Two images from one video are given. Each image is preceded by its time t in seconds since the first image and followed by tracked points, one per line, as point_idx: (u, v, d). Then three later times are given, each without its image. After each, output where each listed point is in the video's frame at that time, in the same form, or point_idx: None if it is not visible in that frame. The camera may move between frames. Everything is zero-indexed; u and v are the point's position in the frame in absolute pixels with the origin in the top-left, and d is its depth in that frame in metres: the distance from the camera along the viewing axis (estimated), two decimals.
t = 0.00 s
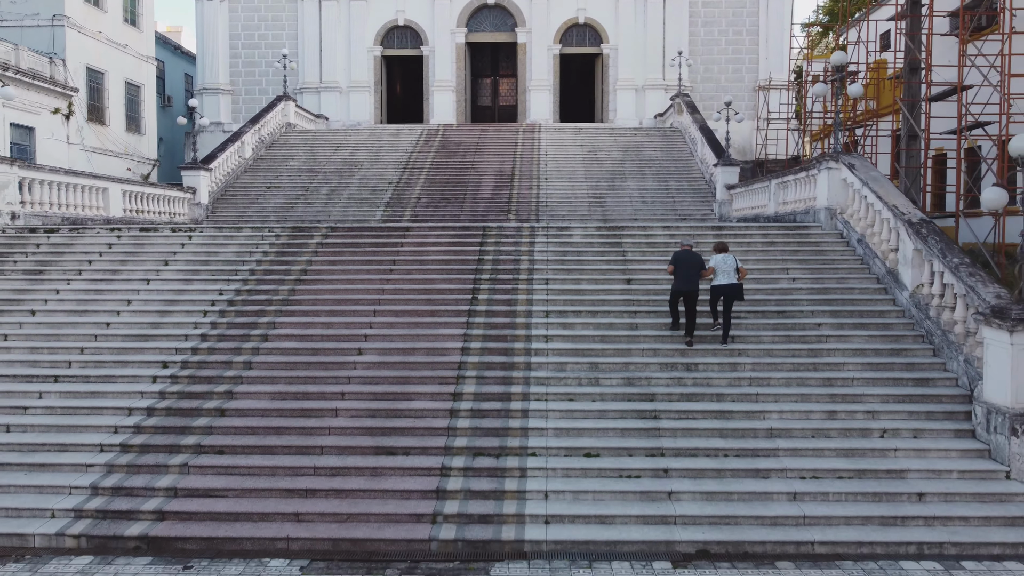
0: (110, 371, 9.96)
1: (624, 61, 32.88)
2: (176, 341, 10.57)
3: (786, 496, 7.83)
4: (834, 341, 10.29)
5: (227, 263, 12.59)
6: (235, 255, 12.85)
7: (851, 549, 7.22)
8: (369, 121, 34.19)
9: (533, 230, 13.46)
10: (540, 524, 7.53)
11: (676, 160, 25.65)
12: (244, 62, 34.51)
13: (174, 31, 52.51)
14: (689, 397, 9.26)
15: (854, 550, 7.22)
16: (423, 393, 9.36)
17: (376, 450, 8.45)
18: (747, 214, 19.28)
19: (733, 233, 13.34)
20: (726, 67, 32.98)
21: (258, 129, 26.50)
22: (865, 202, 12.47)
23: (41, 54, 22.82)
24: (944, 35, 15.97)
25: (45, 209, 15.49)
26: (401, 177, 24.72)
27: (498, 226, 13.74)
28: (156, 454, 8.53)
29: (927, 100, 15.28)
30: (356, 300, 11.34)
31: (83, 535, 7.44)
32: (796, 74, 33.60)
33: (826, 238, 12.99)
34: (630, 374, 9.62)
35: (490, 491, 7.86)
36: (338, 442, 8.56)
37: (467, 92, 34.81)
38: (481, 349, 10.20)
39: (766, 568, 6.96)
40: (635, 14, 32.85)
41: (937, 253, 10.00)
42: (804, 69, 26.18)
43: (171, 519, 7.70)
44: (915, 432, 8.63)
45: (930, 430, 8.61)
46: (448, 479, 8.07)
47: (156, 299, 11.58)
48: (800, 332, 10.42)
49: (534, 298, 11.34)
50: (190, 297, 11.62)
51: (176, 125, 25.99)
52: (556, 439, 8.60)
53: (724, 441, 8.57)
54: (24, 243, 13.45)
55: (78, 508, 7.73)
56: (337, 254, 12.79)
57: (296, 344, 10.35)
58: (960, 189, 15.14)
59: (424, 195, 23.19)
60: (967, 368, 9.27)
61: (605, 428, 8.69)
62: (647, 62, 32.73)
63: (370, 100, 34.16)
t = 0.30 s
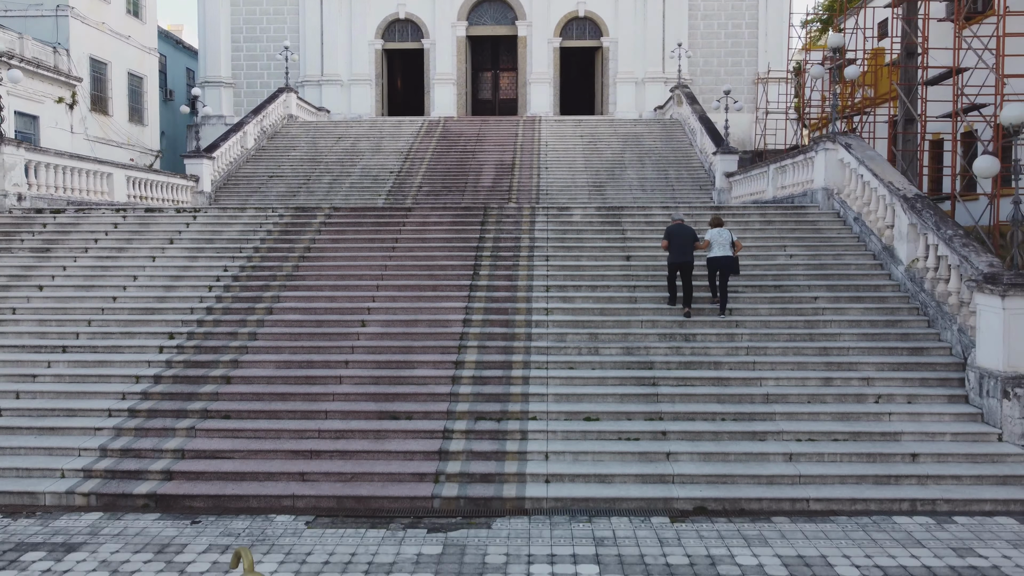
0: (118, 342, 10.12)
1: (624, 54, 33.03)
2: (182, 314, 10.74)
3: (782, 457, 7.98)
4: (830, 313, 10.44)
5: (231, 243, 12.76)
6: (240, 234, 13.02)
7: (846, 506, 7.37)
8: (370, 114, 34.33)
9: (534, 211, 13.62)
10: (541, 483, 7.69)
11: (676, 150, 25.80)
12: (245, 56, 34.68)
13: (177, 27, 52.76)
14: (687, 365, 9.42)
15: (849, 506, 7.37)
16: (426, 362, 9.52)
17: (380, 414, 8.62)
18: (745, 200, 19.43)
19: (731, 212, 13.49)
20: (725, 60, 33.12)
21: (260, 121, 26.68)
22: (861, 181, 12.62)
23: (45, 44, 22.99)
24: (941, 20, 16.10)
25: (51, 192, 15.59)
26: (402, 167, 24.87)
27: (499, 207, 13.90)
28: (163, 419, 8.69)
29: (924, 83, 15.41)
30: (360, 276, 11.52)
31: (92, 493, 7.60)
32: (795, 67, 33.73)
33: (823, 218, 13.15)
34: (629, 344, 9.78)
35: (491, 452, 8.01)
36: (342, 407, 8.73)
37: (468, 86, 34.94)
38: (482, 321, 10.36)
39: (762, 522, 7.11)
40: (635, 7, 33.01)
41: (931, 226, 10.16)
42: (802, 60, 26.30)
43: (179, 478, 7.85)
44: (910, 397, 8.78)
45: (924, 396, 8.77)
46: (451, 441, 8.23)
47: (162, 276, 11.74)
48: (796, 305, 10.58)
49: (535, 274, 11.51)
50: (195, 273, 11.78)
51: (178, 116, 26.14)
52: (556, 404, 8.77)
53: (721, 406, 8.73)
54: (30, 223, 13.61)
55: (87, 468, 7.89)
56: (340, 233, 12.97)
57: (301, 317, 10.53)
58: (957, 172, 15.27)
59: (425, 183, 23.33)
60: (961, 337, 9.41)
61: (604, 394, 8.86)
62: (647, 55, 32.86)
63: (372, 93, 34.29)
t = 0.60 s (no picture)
0: (120, 314, 10.17)
1: (624, 46, 33.02)
2: (185, 288, 10.78)
3: (781, 421, 8.03)
4: (829, 286, 10.48)
5: (233, 221, 12.80)
6: (241, 213, 13.07)
7: (845, 466, 7.41)
8: (371, 106, 34.35)
9: (534, 190, 13.66)
10: (541, 445, 7.74)
11: (676, 139, 25.82)
12: (246, 48, 34.71)
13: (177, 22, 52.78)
14: (686, 335, 9.48)
15: (847, 467, 7.41)
16: (427, 332, 9.59)
17: (381, 380, 8.68)
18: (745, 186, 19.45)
19: (731, 192, 13.53)
20: (724, 53, 33.10)
21: (261, 110, 26.71)
22: (860, 159, 12.67)
23: (47, 32, 23.03)
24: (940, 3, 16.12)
25: (53, 174, 15.63)
26: (403, 156, 24.89)
27: (500, 187, 13.93)
28: (166, 385, 8.74)
29: (924, 66, 15.42)
30: (361, 252, 11.57)
31: (96, 454, 7.64)
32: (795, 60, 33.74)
33: (823, 197, 13.20)
34: (630, 315, 9.83)
35: (492, 415, 8.09)
36: (344, 374, 8.80)
37: (468, 78, 34.96)
38: (483, 294, 10.42)
39: (761, 481, 7.16)
40: None
41: (930, 199, 10.21)
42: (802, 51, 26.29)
43: (182, 441, 7.90)
44: (909, 365, 8.83)
45: (923, 363, 8.82)
46: (452, 406, 8.30)
47: (164, 252, 11.79)
48: (796, 279, 10.62)
49: (535, 250, 11.55)
50: (197, 249, 11.82)
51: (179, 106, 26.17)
52: (556, 371, 8.84)
53: (721, 373, 8.81)
54: (32, 202, 13.63)
55: (91, 431, 7.93)
56: (342, 211, 13.03)
57: (303, 290, 10.59)
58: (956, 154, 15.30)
59: (426, 172, 23.34)
60: (960, 307, 9.45)
61: (605, 361, 8.93)
62: (647, 48, 32.87)
63: (373, 86, 34.29)
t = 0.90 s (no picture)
0: (122, 287, 10.18)
1: (625, 38, 32.97)
2: (187, 262, 10.79)
3: (783, 387, 8.03)
4: (831, 261, 10.49)
5: (234, 200, 12.79)
6: (243, 192, 13.09)
7: (846, 430, 7.42)
8: (371, 98, 34.30)
9: (535, 170, 13.68)
10: (544, 410, 7.75)
11: (677, 129, 25.83)
12: (247, 40, 34.71)
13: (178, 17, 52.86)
14: (688, 307, 9.49)
15: (850, 431, 7.41)
16: (429, 303, 9.61)
17: (383, 349, 8.69)
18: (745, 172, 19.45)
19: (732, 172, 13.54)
20: (725, 45, 33.05)
21: (261, 101, 26.71)
22: (861, 137, 12.68)
23: (48, 20, 23.04)
24: None
25: (55, 157, 15.63)
26: (403, 145, 24.87)
27: (501, 167, 13.95)
28: (168, 354, 8.75)
29: (924, 48, 15.43)
30: (363, 228, 11.59)
31: (98, 419, 7.65)
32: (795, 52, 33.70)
33: (824, 176, 13.21)
34: (631, 288, 9.84)
35: (494, 382, 8.11)
36: (346, 343, 8.82)
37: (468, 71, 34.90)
38: (484, 267, 10.44)
39: (763, 444, 7.16)
40: None
41: (931, 173, 10.21)
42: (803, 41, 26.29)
43: (184, 406, 7.90)
44: (910, 334, 8.84)
45: (924, 333, 8.82)
46: (454, 372, 8.32)
47: (165, 228, 11.78)
48: (797, 253, 10.62)
49: (537, 226, 11.58)
50: (199, 226, 11.84)
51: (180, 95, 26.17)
52: (558, 340, 8.85)
53: (722, 342, 8.82)
54: (34, 181, 13.64)
55: (93, 396, 7.94)
56: (343, 190, 13.06)
57: (304, 264, 10.60)
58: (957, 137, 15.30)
59: (426, 160, 23.32)
60: (961, 278, 9.45)
61: (606, 331, 8.95)
62: (648, 39, 32.83)
63: (373, 78, 34.24)
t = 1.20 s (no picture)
0: (124, 264, 10.18)
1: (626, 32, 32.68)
2: (189, 240, 10.80)
3: (785, 358, 8.04)
4: (833, 239, 10.48)
5: (236, 181, 12.80)
6: (244, 174, 13.10)
7: (849, 398, 7.42)
8: (372, 91, 34.18)
9: (536, 153, 13.69)
10: (546, 379, 7.76)
11: (678, 120, 25.80)
12: (247, 34, 34.62)
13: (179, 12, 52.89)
14: (690, 282, 9.49)
15: (852, 400, 7.41)
16: (431, 279, 9.62)
17: (386, 322, 8.70)
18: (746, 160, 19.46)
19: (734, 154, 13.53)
20: (726, 38, 32.83)
21: (262, 92, 26.74)
22: (863, 119, 12.67)
23: (50, 9, 23.03)
24: None
25: (58, 142, 15.59)
26: (404, 136, 24.81)
27: (502, 151, 13.96)
28: (170, 327, 8.76)
29: (925, 33, 15.44)
30: (365, 208, 11.61)
31: (101, 388, 7.65)
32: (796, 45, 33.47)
33: (825, 159, 13.22)
34: (633, 264, 9.84)
35: (497, 353, 8.12)
36: (348, 317, 8.82)
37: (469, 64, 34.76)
38: (487, 245, 10.46)
39: (766, 411, 7.16)
40: None
41: (933, 150, 10.20)
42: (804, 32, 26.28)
43: (187, 376, 7.92)
44: (912, 308, 8.83)
45: (927, 307, 8.82)
46: (457, 344, 8.34)
47: (167, 208, 11.79)
48: (799, 231, 10.62)
49: (539, 206, 11.59)
50: (201, 207, 11.84)
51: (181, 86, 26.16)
52: (560, 314, 8.87)
53: (724, 315, 8.83)
54: (35, 164, 13.64)
55: (96, 367, 7.95)
56: (345, 172, 13.08)
57: (306, 242, 10.60)
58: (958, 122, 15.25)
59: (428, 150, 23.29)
60: (963, 254, 9.43)
61: (609, 305, 8.96)
62: (649, 33, 32.67)
63: (373, 71, 34.09)
